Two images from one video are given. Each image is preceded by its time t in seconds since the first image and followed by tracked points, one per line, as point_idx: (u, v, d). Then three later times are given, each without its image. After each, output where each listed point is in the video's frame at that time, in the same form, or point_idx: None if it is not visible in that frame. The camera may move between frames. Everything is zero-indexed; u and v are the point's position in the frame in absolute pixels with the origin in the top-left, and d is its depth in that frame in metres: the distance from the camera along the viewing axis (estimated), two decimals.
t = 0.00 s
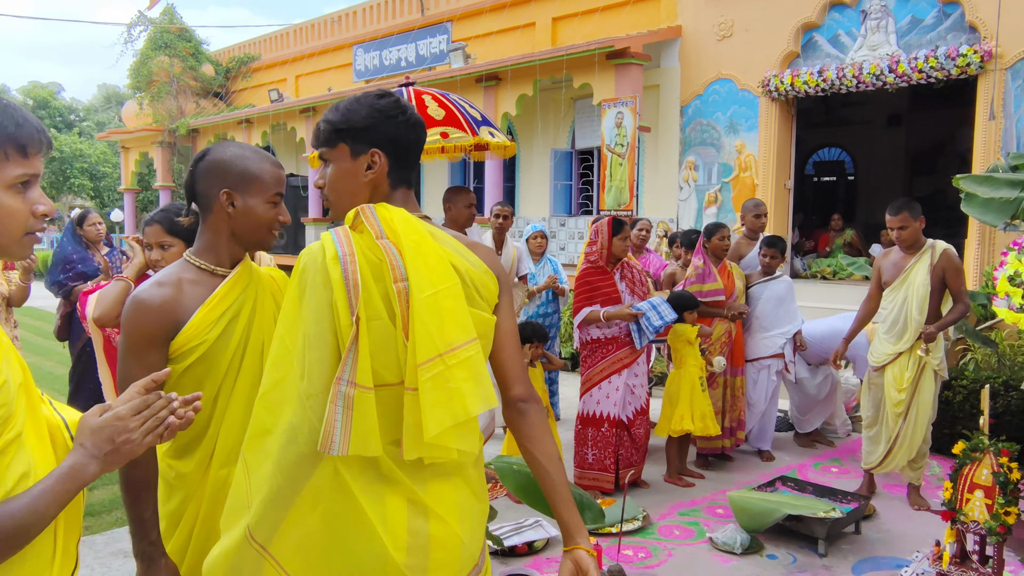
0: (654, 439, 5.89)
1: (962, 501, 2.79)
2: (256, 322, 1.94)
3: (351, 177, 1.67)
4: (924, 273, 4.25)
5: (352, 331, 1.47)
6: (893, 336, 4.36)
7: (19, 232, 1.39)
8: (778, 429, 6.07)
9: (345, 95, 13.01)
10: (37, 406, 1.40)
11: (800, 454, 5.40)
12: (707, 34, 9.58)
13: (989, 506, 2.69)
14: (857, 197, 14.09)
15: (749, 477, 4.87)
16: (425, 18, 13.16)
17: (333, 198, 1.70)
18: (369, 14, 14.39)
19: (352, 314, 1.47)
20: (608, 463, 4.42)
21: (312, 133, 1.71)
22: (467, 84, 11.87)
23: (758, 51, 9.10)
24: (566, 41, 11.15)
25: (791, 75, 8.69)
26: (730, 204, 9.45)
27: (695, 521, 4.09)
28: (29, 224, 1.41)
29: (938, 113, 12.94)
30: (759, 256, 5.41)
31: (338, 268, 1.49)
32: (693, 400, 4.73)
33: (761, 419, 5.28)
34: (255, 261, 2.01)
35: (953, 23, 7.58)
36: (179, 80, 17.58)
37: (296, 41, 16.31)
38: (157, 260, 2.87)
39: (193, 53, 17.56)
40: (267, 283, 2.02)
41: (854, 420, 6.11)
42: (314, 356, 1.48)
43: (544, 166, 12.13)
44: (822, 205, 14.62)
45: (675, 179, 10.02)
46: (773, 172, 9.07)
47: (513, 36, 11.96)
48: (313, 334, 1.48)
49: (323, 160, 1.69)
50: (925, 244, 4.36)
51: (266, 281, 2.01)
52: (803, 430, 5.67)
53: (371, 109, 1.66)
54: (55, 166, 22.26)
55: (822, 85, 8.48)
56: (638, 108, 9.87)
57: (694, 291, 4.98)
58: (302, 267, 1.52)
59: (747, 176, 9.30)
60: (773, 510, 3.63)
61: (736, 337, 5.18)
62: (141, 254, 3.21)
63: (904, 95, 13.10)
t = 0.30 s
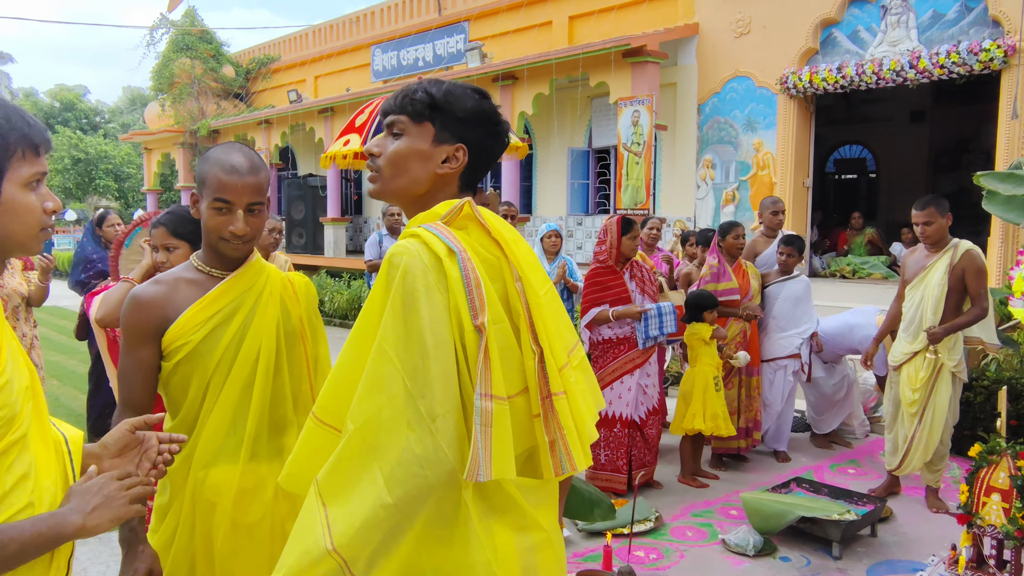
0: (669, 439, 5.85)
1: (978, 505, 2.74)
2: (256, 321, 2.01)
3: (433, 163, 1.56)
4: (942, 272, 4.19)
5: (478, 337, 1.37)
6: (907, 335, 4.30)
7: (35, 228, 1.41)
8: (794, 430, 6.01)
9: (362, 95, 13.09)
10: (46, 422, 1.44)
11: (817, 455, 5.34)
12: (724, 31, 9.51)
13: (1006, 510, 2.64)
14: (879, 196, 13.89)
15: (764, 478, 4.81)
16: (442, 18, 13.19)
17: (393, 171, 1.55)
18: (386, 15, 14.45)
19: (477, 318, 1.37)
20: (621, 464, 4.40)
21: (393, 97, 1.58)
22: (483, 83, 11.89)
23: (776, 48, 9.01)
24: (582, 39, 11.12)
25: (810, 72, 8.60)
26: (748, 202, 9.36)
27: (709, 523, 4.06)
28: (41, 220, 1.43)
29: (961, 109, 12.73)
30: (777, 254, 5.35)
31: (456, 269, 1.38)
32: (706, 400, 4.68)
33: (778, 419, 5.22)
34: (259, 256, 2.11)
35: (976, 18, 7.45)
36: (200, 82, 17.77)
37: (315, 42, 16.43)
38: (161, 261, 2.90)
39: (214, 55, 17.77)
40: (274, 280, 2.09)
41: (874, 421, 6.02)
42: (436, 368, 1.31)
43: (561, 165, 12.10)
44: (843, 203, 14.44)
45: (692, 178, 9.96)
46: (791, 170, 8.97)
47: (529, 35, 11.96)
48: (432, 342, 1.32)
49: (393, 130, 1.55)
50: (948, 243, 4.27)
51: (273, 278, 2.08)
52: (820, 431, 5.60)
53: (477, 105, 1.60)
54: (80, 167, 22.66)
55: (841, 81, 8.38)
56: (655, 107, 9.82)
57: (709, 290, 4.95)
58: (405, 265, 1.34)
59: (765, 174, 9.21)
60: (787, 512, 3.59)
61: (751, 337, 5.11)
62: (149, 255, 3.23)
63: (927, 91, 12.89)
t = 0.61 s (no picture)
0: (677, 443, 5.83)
1: (986, 509, 2.73)
2: (211, 336, 1.93)
3: (464, 162, 1.32)
4: (941, 273, 4.14)
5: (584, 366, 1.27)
6: (910, 338, 4.26)
7: (31, 234, 1.42)
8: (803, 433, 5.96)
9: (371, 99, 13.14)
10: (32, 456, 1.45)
11: (826, 458, 5.30)
12: (733, 32, 9.47)
13: (1015, 513, 2.64)
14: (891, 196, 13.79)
15: (771, 481, 4.78)
16: (451, 21, 13.22)
17: (420, 184, 1.28)
18: (395, 19, 14.49)
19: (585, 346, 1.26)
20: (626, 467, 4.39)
21: (389, 89, 1.29)
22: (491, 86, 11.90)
23: (786, 49, 8.96)
24: (591, 41, 11.11)
25: (819, 73, 8.55)
26: (757, 204, 9.32)
27: (715, 526, 4.03)
28: (36, 226, 1.45)
29: (975, 109, 12.60)
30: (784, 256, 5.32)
31: (559, 289, 1.23)
32: (711, 406, 4.68)
33: (784, 421, 5.16)
34: (225, 262, 2.02)
35: (987, 17, 7.39)
36: (212, 86, 17.87)
37: (324, 46, 16.49)
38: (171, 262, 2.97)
39: (226, 60, 17.87)
40: (243, 286, 2.00)
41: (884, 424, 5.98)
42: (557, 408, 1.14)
43: (570, 168, 12.10)
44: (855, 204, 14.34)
45: (701, 179, 9.92)
46: (801, 171, 8.93)
47: (538, 38, 11.97)
48: (551, 378, 1.14)
49: (406, 131, 1.27)
50: (946, 244, 4.24)
51: (244, 281, 2.00)
52: (829, 434, 5.55)
53: (484, 71, 1.35)
54: (95, 172, 22.91)
55: (851, 82, 8.33)
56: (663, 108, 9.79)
57: (714, 291, 4.94)
58: (509, 286, 1.14)
59: (775, 175, 9.17)
60: (793, 516, 3.59)
61: (757, 339, 5.07)
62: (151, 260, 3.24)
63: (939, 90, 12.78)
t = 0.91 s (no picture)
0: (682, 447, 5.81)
1: (988, 515, 2.75)
2: (67, 355, 2.04)
3: (447, 153, 1.03)
4: (937, 276, 4.11)
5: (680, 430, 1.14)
6: (908, 343, 4.23)
7: None
8: (808, 436, 5.94)
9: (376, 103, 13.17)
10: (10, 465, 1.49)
11: (832, 462, 5.28)
12: (738, 35, 9.46)
13: (1018, 519, 2.65)
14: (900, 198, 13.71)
15: (776, 485, 4.76)
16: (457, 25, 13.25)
17: (386, 202, 1.00)
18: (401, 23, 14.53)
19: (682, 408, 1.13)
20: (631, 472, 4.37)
21: (321, 68, 1.02)
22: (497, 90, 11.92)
23: (791, 51, 8.94)
24: (596, 45, 11.11)
25: (824, 75, 8.52)
26: (764, 207, 9.30)
27: (718, 531, 4.01)
28: None
29: (983, 110, 12.56)
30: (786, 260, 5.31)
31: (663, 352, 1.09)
32: (715, 412, 4.67)
33: (788, 426, 5.14)
34: (88, 278, 2.10)
35: (993, 18, 7.36)
36: (220, 92, 17.91)
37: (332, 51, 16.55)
38: (184, 269, 2.72)
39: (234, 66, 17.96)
40: (106, 305, 2.08)
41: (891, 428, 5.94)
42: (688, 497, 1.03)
43: (576, 172, 12.09)
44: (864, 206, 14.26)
45: (707, 182, 9.91)
46: (807, 173, 8.88)
47: (543, 42, 11.99)
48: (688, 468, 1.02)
49: (354, 127, 1.01)
50: (934, 248, 4.24)
51: (109, 296, 2.10)
52: (834, 438, 5.52)
53: (462, 26, 1.05)
54: (105, 178, 23.02)
55: (856, 84, 8.30)
56: (668, 111, 9.78)
57: (715, 294, 4.92)
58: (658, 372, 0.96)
59: (780, 178, 9.13)
60: (795, 521, 3.56)
61: (757, 343, 5.07)
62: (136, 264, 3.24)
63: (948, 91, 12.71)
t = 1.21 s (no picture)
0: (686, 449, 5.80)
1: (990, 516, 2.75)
2: None
3: (264, 152, 0.75)
4: (947, 277, 4.08)
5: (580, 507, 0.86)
6: (916, 345, 4.18)
7: None
8: (812, 438, 5.93)
9: (381, 107, 13.21)
10: None
11: (836, 464, 5.26)
12: (741, 37, 9.46)
13: (1020, 520, 2.65)
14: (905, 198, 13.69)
15: (779, 487, 4.75)
16: (461, 29, 13.28)
17: (173, 245, 0.69)
18: (405, 27, 14.58)
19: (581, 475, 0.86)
20: (631, 475, 4.36)
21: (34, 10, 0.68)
22: (501, 93, 11.94)
23: (795, 53, 8.93)
24: (600, 48, 11.13)
25: (827, 76, 8.50)
26: (767, 208, 9.30)
27: (721, 533, 4.01)
28: None
29: (988, 110, 12.53)
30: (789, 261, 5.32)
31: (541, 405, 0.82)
32: (714, 416, 4.65)
33: (790, 428, 5.14)
34: None
35: (996, 19, 7.35)
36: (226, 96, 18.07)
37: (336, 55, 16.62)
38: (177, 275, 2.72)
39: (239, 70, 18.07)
40: None
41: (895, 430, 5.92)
42: None
43: (580, 174, 12.11)
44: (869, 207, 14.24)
45: (711, 185, 9.92)
46: (811, 175, 8.87)
47: (547, 45, 12.01)
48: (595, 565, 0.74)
49: (106, 118, 0.68)
50: (936, 249, 4.23)
51: None
52: (838, 439, 5.50)
53: None
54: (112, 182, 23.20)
55: (860, 85, 8.28)
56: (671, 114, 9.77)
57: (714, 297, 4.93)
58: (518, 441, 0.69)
59: (784, 180, 9.12)
60: (797, 523, 3.55)
61: (758, 346, 5.06)
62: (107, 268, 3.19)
63: (953, 92, 12.68)
